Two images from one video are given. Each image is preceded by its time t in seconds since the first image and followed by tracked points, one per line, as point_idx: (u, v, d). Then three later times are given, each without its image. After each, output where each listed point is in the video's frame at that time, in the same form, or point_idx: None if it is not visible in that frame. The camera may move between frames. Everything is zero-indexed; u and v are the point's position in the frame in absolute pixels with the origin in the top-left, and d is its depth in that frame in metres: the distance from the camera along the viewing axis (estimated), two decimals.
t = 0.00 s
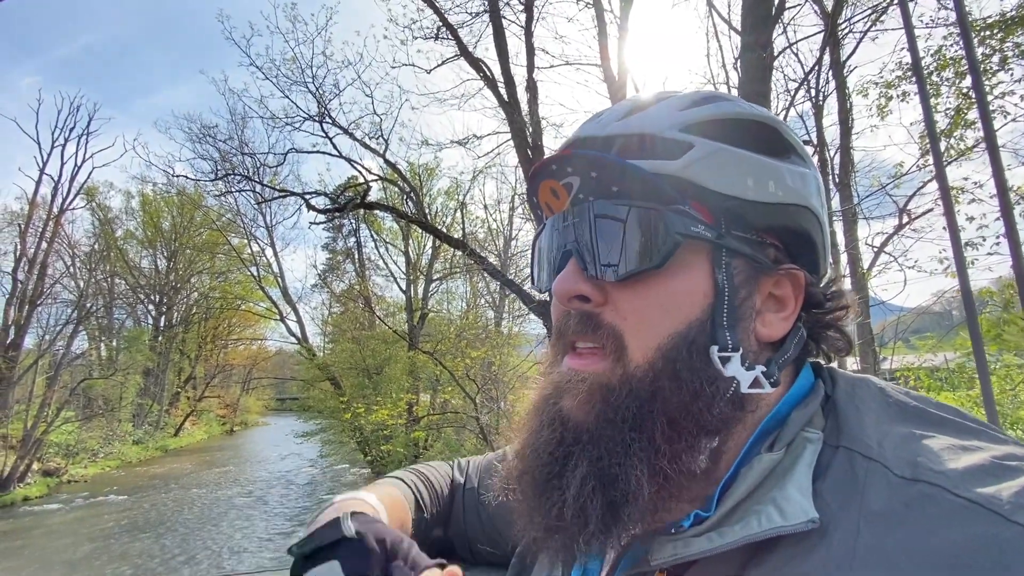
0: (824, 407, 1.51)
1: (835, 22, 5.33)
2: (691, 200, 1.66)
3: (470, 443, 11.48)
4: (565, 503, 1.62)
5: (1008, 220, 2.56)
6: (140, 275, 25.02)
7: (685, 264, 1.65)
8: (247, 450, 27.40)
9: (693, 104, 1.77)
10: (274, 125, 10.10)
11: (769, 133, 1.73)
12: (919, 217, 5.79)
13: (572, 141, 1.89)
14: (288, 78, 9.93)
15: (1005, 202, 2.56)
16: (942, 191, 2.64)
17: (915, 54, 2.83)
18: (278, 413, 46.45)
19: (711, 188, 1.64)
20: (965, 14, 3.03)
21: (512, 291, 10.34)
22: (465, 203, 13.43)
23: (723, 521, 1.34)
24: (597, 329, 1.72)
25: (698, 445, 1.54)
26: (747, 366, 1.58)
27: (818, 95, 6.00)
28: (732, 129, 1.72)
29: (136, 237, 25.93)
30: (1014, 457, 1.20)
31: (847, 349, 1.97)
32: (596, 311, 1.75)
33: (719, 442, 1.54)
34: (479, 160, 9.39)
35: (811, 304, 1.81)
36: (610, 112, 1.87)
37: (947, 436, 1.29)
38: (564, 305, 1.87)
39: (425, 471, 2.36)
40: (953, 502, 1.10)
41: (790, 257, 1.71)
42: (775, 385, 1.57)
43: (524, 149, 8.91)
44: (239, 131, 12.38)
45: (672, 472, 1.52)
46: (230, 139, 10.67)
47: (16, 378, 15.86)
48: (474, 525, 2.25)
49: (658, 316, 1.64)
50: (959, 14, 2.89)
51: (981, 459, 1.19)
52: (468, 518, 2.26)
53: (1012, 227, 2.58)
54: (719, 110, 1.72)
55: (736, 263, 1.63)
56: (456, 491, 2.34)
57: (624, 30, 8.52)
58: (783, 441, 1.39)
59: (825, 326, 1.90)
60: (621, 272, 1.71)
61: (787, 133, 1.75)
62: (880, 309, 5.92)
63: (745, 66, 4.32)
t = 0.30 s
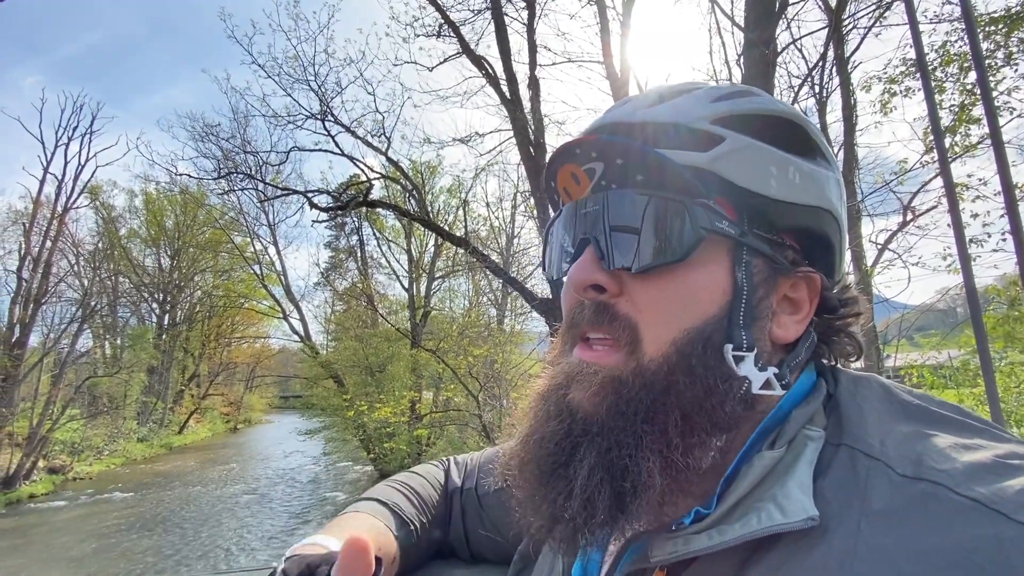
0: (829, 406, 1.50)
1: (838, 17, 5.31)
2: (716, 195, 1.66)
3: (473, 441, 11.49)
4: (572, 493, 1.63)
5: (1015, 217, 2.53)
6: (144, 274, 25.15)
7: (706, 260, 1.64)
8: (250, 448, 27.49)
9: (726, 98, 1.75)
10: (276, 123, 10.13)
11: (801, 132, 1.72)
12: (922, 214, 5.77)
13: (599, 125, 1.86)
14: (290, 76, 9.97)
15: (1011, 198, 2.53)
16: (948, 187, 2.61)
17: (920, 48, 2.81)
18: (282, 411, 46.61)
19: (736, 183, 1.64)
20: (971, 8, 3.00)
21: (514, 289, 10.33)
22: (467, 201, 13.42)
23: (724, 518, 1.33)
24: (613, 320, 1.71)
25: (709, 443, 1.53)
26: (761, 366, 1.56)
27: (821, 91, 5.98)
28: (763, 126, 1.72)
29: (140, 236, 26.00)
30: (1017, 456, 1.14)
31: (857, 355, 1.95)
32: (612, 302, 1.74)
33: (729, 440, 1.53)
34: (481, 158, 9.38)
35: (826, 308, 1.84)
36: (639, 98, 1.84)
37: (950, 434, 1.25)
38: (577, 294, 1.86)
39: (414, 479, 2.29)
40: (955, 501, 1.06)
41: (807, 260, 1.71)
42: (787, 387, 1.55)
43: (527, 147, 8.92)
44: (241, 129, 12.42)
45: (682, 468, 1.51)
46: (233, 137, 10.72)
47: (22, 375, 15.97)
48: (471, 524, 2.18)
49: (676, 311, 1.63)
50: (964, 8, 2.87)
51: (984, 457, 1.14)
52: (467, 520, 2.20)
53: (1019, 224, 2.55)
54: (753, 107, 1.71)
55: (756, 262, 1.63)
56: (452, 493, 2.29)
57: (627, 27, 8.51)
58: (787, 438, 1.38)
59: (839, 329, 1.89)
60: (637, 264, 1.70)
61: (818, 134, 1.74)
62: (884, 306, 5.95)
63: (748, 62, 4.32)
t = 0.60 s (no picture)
0: (840, 401, 1.49)
1: (842, 13, 5.29)
2: (726, 190, 1.66)
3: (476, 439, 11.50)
4: (583, 486, 1.64)
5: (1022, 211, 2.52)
6: (147, 273, 25.24)
7: (718, 255, 1.64)
8: (254, 445, 27.60)
9: (734, 91, 1.76)
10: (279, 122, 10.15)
11: (811, 125, 1.71)
12: (927, 210, 5.75)
13: (606, 122, 1.87)
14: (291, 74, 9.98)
15: (1018, 191, 2.52)
16: (954, 181, 2.61)
17: (925, 40, 2.79)
18: (286, 409, 46.78)
19: (747, 177, 1.64)
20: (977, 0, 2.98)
21: (517, 287, 10.33)
22: (469, 199, 13.41)
23: (737, 513, 1.32)
24: (623, 315, 1.71)
25: (720, 439, 1.53)
26: (772, 361, 1.56)
27: (825, 87, 5.96)
28: (772, 120, 1.72)
29: (143, 235, 26.06)
30: None
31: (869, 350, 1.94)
32: (622, 297, 1.73)
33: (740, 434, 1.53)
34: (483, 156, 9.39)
35: (837, 303, 1.83)
36: (648, 94, 1.85)
37: (963, 429, 1.24)
38: (586, 290, 1.86)
39: (419, 478, 2.28)
40: (972, 496, 1.06)
41: (819, 254, 1.71)
42: (799, 382, 1.55)
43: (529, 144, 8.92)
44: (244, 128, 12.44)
45: (694, 463, 1.51)
46: (235, 136, 10.74)
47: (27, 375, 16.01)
48: (477, 522, 2.20)
49: (688, 305, 1.63)
50: (969, 2, 2.87)
51: (1000, 453, 1.14)
52: (472, 515, 2.22)
53: None
54: (763, 100, 1.71)
55: (767, 256, 1.63)
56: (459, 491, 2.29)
57: (629, 23, 8.50)
58: (799, 433, 1.38)
59: (850, 325, 1.88)
60: (647, 259, 1.70)
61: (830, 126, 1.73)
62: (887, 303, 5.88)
63: (751, 58, 4.31)
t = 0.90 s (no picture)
0: (834, 412, 1.50)
1: (844, 10, 5.29)
2: (723, 200, 1.67)
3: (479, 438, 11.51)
4: (577, 494, 1.67)
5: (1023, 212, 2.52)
6: (150, 273, 25.32)
7: (713, 265, 1.65)
8: (257, 445, 27.66)
9: (732, 101, 1.78)
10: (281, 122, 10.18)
11: (809, 135, 1.74)
12: (929, 208, 5.74)
13: (605, 130, 1.88)
14: (293, 74, 10.01)
15: (1018, 193, 2.52)
16: (954, 182, 2.60)
17: (926, 40, 2.79)
18: (289, 408, 46.89)
19: (744, 187, 1.66)
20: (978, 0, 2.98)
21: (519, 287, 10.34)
22: (471, 198, 13.43)
23: (730, 526, 1.33)
24: (618, 324, 1.73)
25: (714, 449, 1.54)
26: (767, 371, 1.57)
27: (827, 84, 5.97)
28: (770, 131, 1.74)
29: (146, 235, 26.15)
30: None
31: (865, 359, 1.95)
32: (617, 305, 1.75)
33: (734, 445, 1.55)
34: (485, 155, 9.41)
35: (833, 314, 1.85)
36: (647, 101, 1.87)
37: (956, 441, 1.25)
38: (581, 297, 1.88)
39: (413, 486, 2.32)
40: (962, 508, 1.06)
41: (814, 264, 1.73)
42: (795, 392, 1.56)
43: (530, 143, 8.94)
44: (246, 128, 12.48)
45: (689, 473, 1.52)
46: (238, 137, 10.78)
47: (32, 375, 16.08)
48: (473, 529, 2.22)
49: (683, 315, 1.65)
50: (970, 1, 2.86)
51: (989, 464, 1.14)
52: (468, 520, 2.25)
53: None
54: (761, 110, 1.73)
55: (762, 267, 1.65)
56: (455, 499, 2.31)
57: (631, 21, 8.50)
58: (792, 444, 1.39)
59: (845, 335, 1.89)
60: (643, 269, 1.72)
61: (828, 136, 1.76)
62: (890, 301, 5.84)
63: (752, 57, 4.32)
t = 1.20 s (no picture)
0: (836, 417, 1.51)
1: (846, 8, 5.28)
2: (719, 205, 1.68)
3: (481, 438, 11.54)
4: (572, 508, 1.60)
5: None
6: (154, 274, 25.40)
7: (710, 273, 1.66)
8: (261, 445, 27.72)
9: (726, 106, 1.78)
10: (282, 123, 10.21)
11: (807, 141, 1.75)
12: (933, 205, 5.73)
13: (599, 139, 1.89)
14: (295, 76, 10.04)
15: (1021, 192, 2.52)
16: (955, 180, 2.60)
17: (927, 38, 2.79)
18: (292, 409, 46.97)
19: (741, 193, 1.66)
20: None
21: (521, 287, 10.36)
22: (473, 198, 13.44)
23: (726, 526, 1.32)
24: (614, 334, 1.73)
25: (713, 458, 1.52)
26: (766, 378, 1.57)
27: (829, 82, 5.96)
28: (767, 136, 1.74)
29: (150, 237, 26.22)
30: None
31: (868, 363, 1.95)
32: (614, 314, 1.76)
33: (733, 454, 1.53)
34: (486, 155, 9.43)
35: (836, 317, 1.86)
36: (642, 108, 1.88)
37: (960, 446, 1.26)
38: (579, 307, 1.88)
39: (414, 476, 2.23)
40: (965, 515, 1.07)
41: (814, 266, 1.73)
42: (794, 400, 1.56)
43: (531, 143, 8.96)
44: (248, 130, 12.51)
45: (688, 487, 1.47)
46: (240, 138, 10.81)
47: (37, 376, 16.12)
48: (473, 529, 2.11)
49: (679, 324, 1.65)
50: None
51: (994, 469, 1.15)
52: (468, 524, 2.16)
53: None
54: (756, 116, 1.74)
55: (761, 272, 1.65)
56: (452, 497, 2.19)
57: (631, 20, 8.50)
58: (791, 447, 1.38)
59: (847, 339, 1.89)
60: (640, 277, 1.72)
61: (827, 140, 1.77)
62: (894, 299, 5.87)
63: (754, 55, 4.32)
